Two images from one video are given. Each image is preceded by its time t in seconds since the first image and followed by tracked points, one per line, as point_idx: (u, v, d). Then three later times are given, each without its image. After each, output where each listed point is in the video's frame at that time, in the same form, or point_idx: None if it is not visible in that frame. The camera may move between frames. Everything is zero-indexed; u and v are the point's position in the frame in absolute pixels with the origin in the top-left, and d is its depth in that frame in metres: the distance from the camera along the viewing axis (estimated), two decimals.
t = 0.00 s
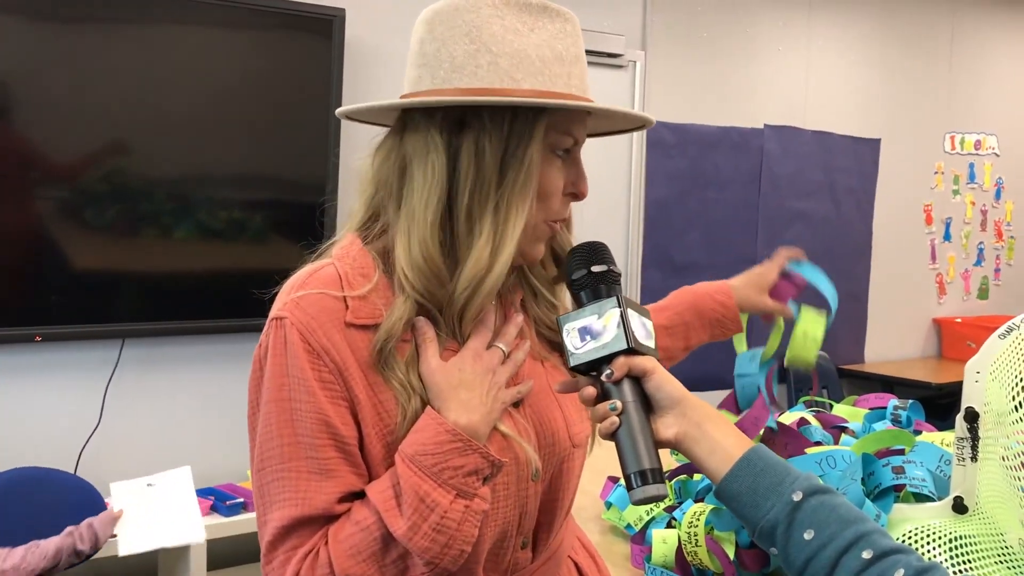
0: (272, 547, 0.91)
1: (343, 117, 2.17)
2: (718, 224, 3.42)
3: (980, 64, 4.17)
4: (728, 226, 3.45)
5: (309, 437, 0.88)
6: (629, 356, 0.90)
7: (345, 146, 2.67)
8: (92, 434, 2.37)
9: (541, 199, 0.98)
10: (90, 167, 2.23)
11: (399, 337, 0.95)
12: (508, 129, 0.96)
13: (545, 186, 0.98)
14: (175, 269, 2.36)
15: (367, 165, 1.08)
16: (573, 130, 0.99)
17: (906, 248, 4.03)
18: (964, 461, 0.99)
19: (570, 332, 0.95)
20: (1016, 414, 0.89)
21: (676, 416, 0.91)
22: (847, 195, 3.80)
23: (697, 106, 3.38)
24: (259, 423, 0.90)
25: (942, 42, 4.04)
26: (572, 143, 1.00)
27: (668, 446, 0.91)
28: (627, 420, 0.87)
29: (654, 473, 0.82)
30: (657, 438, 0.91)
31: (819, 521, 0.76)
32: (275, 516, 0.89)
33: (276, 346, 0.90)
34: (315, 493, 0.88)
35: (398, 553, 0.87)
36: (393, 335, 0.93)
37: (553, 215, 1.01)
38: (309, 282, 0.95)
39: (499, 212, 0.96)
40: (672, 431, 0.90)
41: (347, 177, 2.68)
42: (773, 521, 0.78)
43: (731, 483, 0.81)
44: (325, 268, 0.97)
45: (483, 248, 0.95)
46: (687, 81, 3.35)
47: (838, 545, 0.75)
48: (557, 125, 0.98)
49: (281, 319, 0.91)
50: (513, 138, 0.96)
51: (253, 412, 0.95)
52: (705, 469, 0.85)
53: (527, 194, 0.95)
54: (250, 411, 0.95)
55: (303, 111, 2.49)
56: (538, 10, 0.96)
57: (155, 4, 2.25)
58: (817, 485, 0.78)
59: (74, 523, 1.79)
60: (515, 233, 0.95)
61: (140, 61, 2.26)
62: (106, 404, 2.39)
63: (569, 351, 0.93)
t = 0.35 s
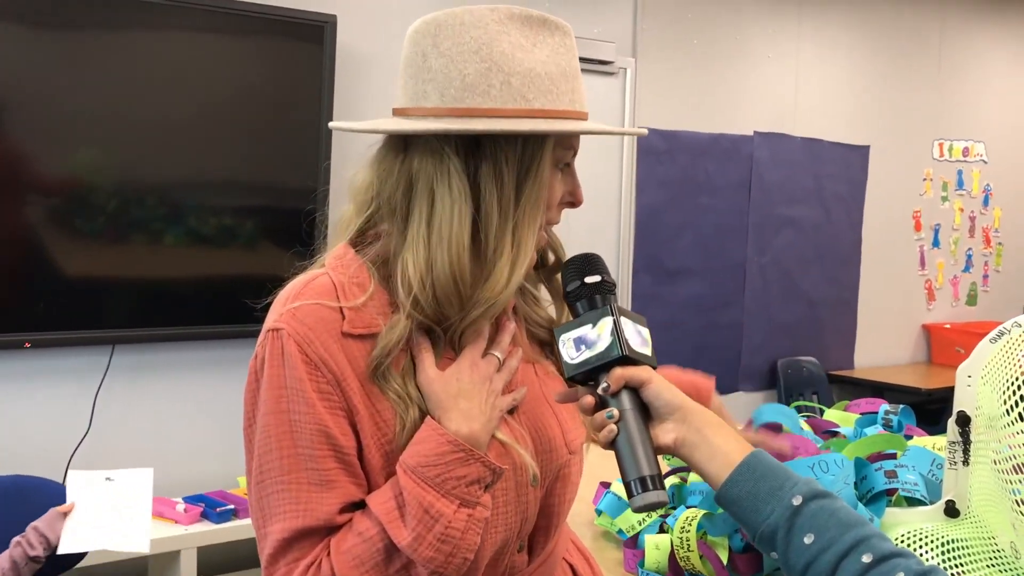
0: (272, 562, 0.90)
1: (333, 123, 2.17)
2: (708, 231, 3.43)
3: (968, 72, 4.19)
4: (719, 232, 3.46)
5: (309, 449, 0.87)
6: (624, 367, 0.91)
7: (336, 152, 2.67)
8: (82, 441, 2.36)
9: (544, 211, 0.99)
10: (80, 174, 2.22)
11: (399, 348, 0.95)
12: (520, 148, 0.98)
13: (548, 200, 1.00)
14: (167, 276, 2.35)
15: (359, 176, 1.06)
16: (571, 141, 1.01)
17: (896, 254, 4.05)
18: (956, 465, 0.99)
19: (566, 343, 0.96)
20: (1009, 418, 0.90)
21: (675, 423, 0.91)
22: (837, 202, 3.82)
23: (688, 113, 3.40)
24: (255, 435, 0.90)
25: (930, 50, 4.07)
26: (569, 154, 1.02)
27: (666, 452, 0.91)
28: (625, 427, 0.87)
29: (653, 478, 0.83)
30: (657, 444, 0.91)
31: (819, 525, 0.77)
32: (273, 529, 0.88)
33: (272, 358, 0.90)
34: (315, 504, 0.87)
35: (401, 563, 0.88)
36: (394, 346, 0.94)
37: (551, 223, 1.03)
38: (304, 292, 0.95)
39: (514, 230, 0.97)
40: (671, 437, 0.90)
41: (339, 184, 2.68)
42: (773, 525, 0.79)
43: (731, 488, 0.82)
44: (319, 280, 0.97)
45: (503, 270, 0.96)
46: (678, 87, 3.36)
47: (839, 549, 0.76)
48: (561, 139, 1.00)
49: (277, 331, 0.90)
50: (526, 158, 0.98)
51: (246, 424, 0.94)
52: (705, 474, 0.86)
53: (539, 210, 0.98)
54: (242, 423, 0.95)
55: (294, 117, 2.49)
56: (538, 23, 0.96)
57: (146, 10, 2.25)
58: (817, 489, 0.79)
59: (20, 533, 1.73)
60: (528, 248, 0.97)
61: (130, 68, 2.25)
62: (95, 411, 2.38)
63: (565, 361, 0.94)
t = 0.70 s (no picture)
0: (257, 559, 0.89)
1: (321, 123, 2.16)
2: (697, 231, 3.43)
3: (955, 74, 4.21)
4: (708, 233, 3.46)
5: (295, 447, 0.86)
6: (626, 371, 0.91)
7: (325, 152, 2.66)
8: (67, 444, 2.34)
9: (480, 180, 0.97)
10: (66, 175, 2.20)
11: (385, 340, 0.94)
12: (442, 116, 0.98)
13: (487, 171, 0.97)
14: (154, 277, 2.34)
15: (349, 171, 1.11)
16: (520, 110, 0.99)
17: (883, 255, 4.06)
18: (948, 465, 0.99)
19: (568, 348, 0.95)
20: (1004, 418, 0.90)
21: (678, 427, 0.94)
22: (825, 203, 3.83)
23: (677, 114, 3.40)
24: (242, 433, 0.89)
25: (917, 52, 4.08)
26: (524, 126, 1.00)
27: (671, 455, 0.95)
28: (628, 431, 0.88)
29: (655, 484, 0.83)
30: (660, 448, 0.95)
31: (824, 527, 0.79)
32: (259, 528, 0.88)
33: (259, 355, 0.89)
34: (301, 502, 0.86)
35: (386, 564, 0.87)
36: (377, 338, 0.93)
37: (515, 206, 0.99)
38: (291, 290, 0.94)
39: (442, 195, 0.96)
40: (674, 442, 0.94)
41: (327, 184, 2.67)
42: (779, 530, 0.82)
43: (735, 493, 0.86)
44: (307, 275, 0.97)
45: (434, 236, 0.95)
46: (666, 88, 3.36)
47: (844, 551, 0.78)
48: (501, 104, 0.98)
49: (264, 328, 0.89)
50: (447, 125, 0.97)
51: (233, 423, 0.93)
52: (711, 480, 0.90)
53: (466, 175, 0.95)
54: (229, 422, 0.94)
55: (282, 117, 2.48)
56: None
57: (133, 9, 2.24)
58: (821, 493, 0.82)
59: None
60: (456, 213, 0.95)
61: (117, 67, 2.24)
62: (81, 413, 2.36)
63: (567, 366, 0.94)
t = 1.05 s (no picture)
0: (203, 529, 0.88)
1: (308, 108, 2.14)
2: (686, 220, 3.42)
3: (944, 63, 4.21)
4: (696, 222, 3.45)
5: (247, 429, 0.85)
6: (621, 354, 0.90)
7: (312, 137, 2.64)
8: (49, 430, 2.31)
9: (480, 158, 0.97)
10: (49, 158, 2.17)
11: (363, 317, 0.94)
12: (447, 92, 0.98)
13: (484, 150, 0.97)
14: (138, 262, 2.31)
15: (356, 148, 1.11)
16: (524, 94, 0.99)
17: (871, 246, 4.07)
18: (937, 453, 0.99)
19: (561, 329, 0.93)
20: (996, 407, 0.89)
21: (676, 410, 0.94)
22: (814, 192, 3.83)
23: (666, 102, 3.38)
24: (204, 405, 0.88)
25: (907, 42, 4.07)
26: (526, 110, 0.99)
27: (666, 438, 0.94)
28: (623, 413, 0.87)
29: (653, 469, 0.82)
30: (656, 431, 0.94)
31: (820, 513, 0.79)
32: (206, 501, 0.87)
33: (229, 328, 0.88)
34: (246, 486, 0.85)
35: None
36: (354, 318, 0.92)
37: (503, 189, 0.98)
38: (269, 265, 0.93)
39: (439, 166, 0.96)
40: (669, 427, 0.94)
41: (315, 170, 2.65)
42: (774, 514, 0.81)
43: (731, 477, 0.85)
44: (288, 252, 0.96)
45: (426, 209, 0.95)
46: (656, 76, 3.34)
47: (840, 536, 0.78)
48: (503, 84, 0.98)
49: (236, 302, 0.88)
50: (451, 101, 0.98)
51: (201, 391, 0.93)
52: (710, 464, 0.89)
53: (467, 149, 0.95)
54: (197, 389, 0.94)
55: (269, 101, 2.45)
56: None
57: None
58: (818, 478, 0.82)
59: None
60: (452, 184, 0.95)
61: (101, 49, 2.20)
62: (64, 399, 2.33)
63: (562, 347, 0.92)
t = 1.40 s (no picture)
0: (183, 508, 0.89)
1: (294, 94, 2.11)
2: (673, 210, 3.41)
3: (932, 57, 4.22)
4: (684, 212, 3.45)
5: (233, 412, 0.85)
6: (606, 341, 0.90)
7: (298, 121, 2.61)
8: (29, 414, 2.29)
9: (476, 147, 0.96)
10: (32, 139, 2.15)
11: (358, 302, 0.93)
12: (443, 79, 0.97)
13: (480, 141, 0.96)
14: (120, 245, 2.29)
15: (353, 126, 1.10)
16: (522, 84, 0.97)
17: (857, 239, 4.08)
18: (922, 446, 0.99)
19: (548, 315, 0.95)
20: (984, 400, 0.89)
21: (659, 398, 0.91)
22: (800, 184, 3.83)
23: (655, 91, 3.37)
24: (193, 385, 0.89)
25: (896, 35, 4.08)
26: (524, 101, 0.98)
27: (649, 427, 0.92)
28: (608, 400, 0.87)
29: (639, 458, 0.82)
30: (639, 420, 0.91)
31: (803, 502, 0.78)
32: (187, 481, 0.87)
33: (219, 308, 0.88)
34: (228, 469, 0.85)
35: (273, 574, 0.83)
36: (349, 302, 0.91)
37: (499, 179, 0.98)
38: (265, 246, 0.93)
39: (436, 154, 0.95)
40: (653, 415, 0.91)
41: (301, 155, 2.63)
42: (756, 503, 0.80)
43: (714, 465, 0.83)
44: (282, 233, 0.96)
45: (423, 196, 0.95)
46: (643, 65, 3.33)
47: (822, 526, 0.77)
48: (500, 74, 0.97)
49: (228, 283, 0.88)
50: (447, 88, 0.96)
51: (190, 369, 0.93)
52: (692, 453, 0.86)
53: (464, 138, 0.94)
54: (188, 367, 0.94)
55: (256, 84, 2.43)
56: None
57: None
58: (800, 467, 0.81)
59: None
60: (450, 174, 0.94)
61: (86, 29, 2.17)
62: (45, 383, 2.31)
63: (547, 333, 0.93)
